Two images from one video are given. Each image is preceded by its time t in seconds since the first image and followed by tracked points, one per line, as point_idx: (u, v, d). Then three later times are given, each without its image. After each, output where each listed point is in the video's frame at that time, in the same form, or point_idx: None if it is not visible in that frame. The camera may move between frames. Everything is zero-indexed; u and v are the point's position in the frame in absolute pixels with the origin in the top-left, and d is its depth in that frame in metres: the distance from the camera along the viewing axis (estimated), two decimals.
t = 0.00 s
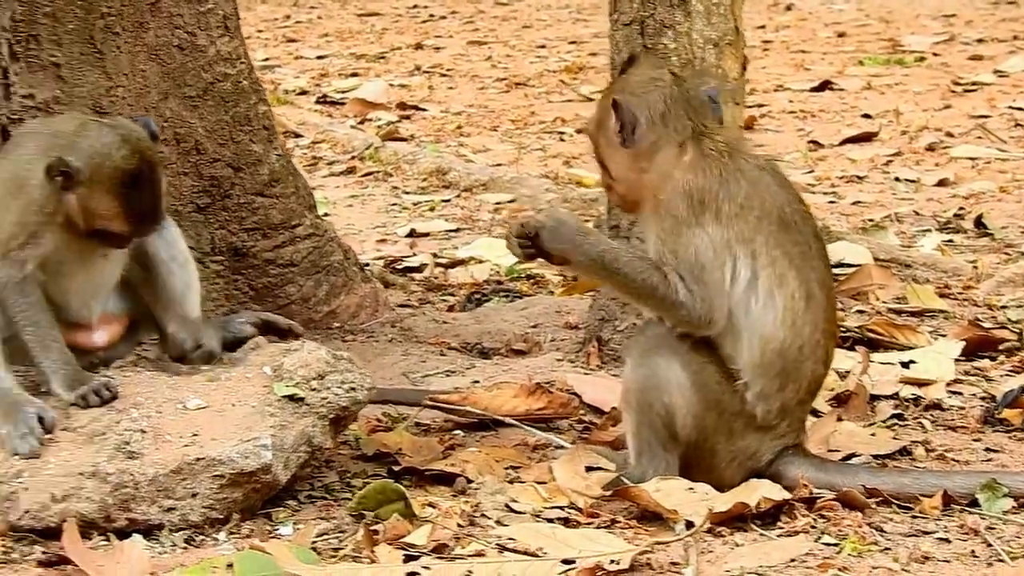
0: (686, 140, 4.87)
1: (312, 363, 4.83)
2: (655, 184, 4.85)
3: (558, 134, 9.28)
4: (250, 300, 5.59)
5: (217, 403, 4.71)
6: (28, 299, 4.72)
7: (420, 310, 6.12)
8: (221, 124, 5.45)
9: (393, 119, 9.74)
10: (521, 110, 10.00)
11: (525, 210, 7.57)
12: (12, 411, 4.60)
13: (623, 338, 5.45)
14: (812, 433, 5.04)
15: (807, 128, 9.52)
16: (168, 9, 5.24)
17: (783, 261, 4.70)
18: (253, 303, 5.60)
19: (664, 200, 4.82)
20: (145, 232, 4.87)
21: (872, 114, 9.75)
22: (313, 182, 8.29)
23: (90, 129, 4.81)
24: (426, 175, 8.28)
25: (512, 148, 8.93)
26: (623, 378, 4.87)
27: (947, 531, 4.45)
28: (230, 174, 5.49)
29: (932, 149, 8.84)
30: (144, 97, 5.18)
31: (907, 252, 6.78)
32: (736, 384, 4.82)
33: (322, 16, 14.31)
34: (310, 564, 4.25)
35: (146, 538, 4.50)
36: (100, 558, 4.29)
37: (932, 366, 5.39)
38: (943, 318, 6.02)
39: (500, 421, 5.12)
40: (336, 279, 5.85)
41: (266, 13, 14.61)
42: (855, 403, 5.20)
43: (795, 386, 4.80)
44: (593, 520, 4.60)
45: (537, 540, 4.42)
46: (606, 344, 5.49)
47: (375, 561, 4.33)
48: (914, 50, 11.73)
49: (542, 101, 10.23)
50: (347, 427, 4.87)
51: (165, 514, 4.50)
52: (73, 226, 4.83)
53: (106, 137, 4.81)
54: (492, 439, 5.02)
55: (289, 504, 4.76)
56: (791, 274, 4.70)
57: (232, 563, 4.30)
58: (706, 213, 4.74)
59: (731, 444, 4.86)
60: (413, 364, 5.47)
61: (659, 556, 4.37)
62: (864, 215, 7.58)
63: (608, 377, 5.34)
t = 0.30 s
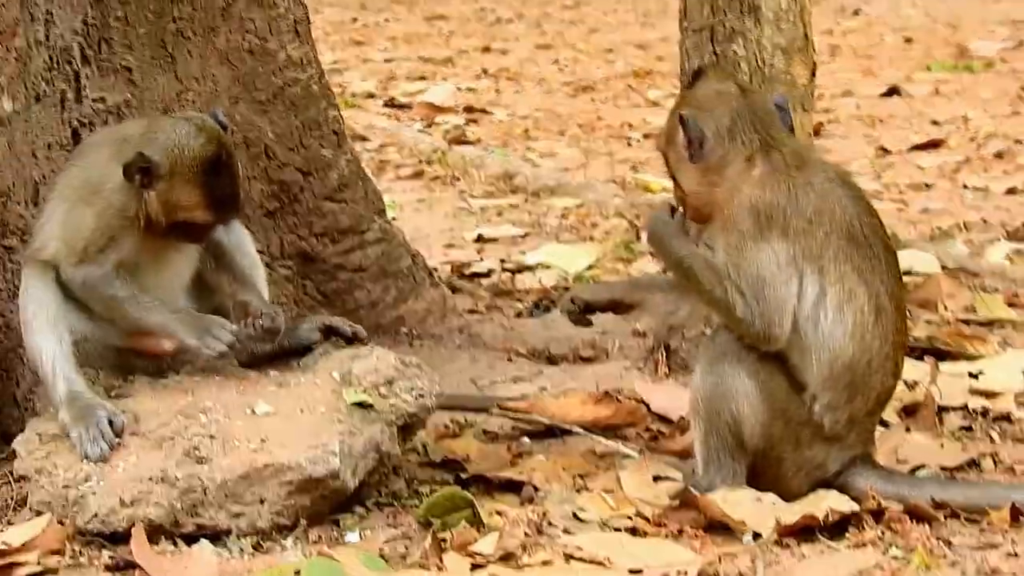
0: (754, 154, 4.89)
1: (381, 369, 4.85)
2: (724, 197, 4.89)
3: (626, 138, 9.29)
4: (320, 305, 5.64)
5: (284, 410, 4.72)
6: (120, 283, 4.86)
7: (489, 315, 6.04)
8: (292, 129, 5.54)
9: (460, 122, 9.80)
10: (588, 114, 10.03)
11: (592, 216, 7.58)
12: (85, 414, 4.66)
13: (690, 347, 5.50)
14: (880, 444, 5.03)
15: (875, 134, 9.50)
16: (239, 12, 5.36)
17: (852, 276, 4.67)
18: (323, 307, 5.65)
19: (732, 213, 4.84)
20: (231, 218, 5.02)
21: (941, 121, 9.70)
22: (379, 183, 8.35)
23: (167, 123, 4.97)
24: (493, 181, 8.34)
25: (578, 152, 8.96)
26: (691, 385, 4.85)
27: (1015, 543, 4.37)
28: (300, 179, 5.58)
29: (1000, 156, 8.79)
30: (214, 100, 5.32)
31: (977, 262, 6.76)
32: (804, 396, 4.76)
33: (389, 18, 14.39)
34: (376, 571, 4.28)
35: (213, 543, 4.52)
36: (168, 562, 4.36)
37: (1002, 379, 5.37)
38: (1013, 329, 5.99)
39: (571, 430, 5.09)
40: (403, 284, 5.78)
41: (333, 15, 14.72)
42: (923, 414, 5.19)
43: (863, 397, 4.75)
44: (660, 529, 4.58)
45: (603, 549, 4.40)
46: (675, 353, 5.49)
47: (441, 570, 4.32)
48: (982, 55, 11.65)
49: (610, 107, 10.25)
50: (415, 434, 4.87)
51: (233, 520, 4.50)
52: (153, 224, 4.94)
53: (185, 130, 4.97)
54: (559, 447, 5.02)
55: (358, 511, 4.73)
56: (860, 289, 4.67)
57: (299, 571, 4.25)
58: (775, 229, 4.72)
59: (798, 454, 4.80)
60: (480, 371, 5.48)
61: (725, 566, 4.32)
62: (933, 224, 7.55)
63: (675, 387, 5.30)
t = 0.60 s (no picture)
0: (796, 174, 4.78)
1: (415, 385, 4.80)
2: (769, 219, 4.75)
3: (663, 159, 9.32)
4: (354, 319, 5.77)
5: (318, 422, 4.73)
6: (162, 286, 4.85)
7: (524, 333, 6.14)
8: (330, 143, 5.63)
9: (498, 141, 9.85)
10: (625, 135, 10.07)
11: (627, 235, 7.60)
12: (118, 422, 4.68)
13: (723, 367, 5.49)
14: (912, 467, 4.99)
15: (913, 159, 9.52)
16: (279, 26, 5.48)
17: (893, 301, 4.63)
18: (357, 321, 5.77)
19: (774, 239, 4.74)
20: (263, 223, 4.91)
21: (978, 147, 9.71)
22: (417, 200, 8.40)
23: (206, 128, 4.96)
24: (530, 198, 8.38)
25: (616, 173, 8.98)
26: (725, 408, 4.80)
27: None
28: (337, 194, 5.67)
29: None
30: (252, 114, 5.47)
31: (1013, 288, 6.77)
32: (839, 419, 4.72)
33: (427, 35, 14.48)
34: None
35: (244, 554, 4.52)
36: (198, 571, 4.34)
37: None
38: None
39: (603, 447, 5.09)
40: (439, 300, 5.91)
41: (373, 31, 14.82)
42: (956, 438, 5.16)
43: (899, 422, 4.70)
44: (691, 548, 4.56)
45: (635, 566, 4.38)
46: (707, 373, 5.48)
47: None
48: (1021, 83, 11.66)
49: (647, 127, 10.29)
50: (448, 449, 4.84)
51: (264, 531, 4.49)
52: (188, 229, 4.92)
53: (223, 133, 4.95)
54: (591, 465, 5.01)
55: (388, 524, 4.75)
56: (901, 314, 4.63)
57: None
58: (818, 255, 4.66)
59: (832, 476, 4.77)
60: (514, 389, 5.48)
61: None
62: (969, 249, 7.57)
63: (705, 407, 5.31)
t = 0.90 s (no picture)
0: (818, 177, 4.80)
1: (434, 386, 4.78)
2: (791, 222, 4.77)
3: (681, 159, 9.32)
4: (372, 320, 5.82)
5: (337, 422, 4.72)
6: (169, 294, 4.87)
7: (541, 334, 6.17)
8: (349, 144, 5.63)
9: (516, 141, 9.87)
10: (642, 135, 10.07)
11: (645, 236, 7.61)
12: (137, 422, 4.66)
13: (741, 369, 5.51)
14: (930, 469, 5.00)
15: (930, 162, 9.51)
16: (299, 26, 5.49)
17: (914, 301, 4.63)
18: (375, 322, 5.82)
19: (797, 242, 4.76)
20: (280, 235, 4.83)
21: (996, 149, 9.70)
22: (435, 202, 8.42)
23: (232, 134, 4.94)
24: (548, 199, 8.40)
25: (633, 173, 8.99)
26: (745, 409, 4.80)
27: None
28: (355, 195, 5.68)
29: None
30: (271, 115, 5.45)
31: None
32: (858, 420, 4.71)
33: (445, 35, 14.50)
34: None
35: (263, 554, 4.51)
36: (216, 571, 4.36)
37: None
38: None
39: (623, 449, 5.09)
40: (457, 301, 5.96)
41: (391, 31, 14.85)
42: (973, 440, 5.17)
43: (918, 423, 4.69)
44: (710, 550, 4.55)
45: (654, 568, 4.37)
46: (726, 374, 5.50)
47: None
48: None
49: (665, 128, 10.29)
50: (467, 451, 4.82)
51: (283, 532, 4.49)
52: (204, 231, 4.91)
53: (247, 141, 4.90)
54: (610, 467, 5.01)
55: (407, 525, 4.75)
56: (922, 314, 4.63)
57: None
58: (842, 257, 4.66)
59: (850, 478, 4.75)
60: (532, 390, 5.49)
61: None
62: (987, 251, 7.57)
63: (723, 407, 5.31)
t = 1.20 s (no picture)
0: (852, 170, 4.81)
1: (468, 380, 4.79)
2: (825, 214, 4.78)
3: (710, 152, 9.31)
4: (404, 315, 5.81)
5: (371, 417, 4.73)
6: (208, 306, 4.93)
7: (574, 328, 6.15)
8: (381, 139, 5.65)
9: (546, 135, 9.87)
10: (672, 129, 10.07)
11: (676, 229, 7.60)
12: (171, 418, 4.70)
13: (775, 362, 5.48)
14: (967, 462, 4.98)
15: (962, 152, 9.49)
16: (330, 22, 5.50)
17: (950, 293, 4.60)
18: (407, 317, 5.83)
19: (830, 236, 4.77)
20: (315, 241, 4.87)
21: None
22: (465, 196, 8.45)
23: (266, 141, 4.94)
24: (578, 193, 8.40)
25: (663, 166, 8.99)
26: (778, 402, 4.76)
27: None
28: (387, 189, 5.67)
29: None
30: (304, 110, 5.47)
31: None
32: (892, 411, 4.70)
33: (473, 30, 14.51)
34: None
35: (298, 549, 4.51)
36: (252, 568, 4.35)
37: None
38: None
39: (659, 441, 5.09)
40: (490, 296, 5.97)
41: (419, 25, 14.87)
42: (1011, 433, 5.15)
43: (953, 415, 4.68)
44: (745, 544, 4.53)
45: (689, 562, 4.36)
46: (760, 367, 5.48)
47: None
48: None
49: (694, 121, 10.28)
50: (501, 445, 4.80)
51: (318, 527, 4.49)
52: (236, 236, 4.92)
53: (280, 149, 4.91)
54: (645, 461, 5.00)
55: (442, 520, 4.75)
56: (956, 305, 4.60)
57: None
58: (877, 250, 4.65)
59: (885, 470, 4.76)
60: (565, 385, 5.50)
61: None
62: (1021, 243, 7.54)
63: (757, 402, 5.31)
